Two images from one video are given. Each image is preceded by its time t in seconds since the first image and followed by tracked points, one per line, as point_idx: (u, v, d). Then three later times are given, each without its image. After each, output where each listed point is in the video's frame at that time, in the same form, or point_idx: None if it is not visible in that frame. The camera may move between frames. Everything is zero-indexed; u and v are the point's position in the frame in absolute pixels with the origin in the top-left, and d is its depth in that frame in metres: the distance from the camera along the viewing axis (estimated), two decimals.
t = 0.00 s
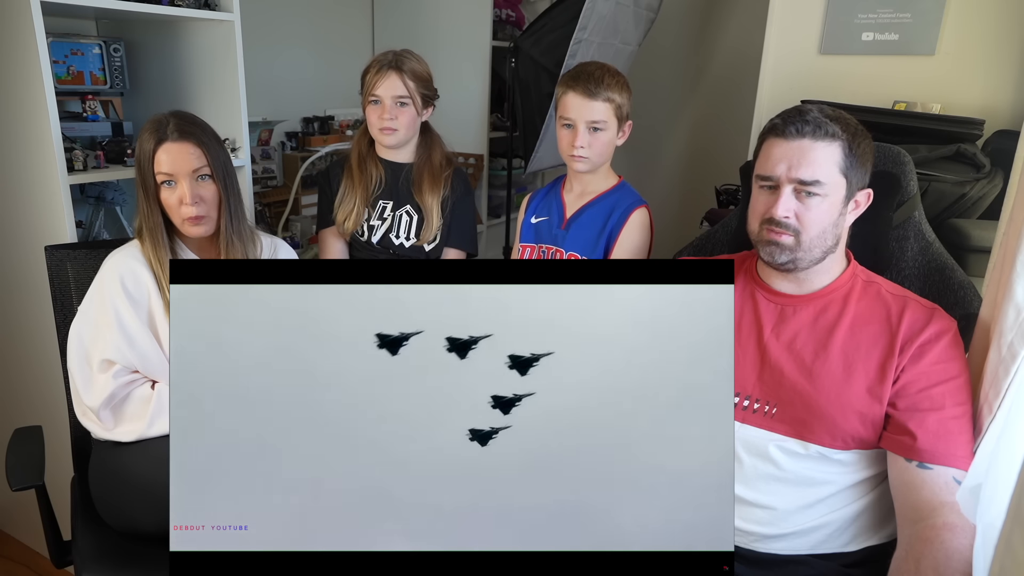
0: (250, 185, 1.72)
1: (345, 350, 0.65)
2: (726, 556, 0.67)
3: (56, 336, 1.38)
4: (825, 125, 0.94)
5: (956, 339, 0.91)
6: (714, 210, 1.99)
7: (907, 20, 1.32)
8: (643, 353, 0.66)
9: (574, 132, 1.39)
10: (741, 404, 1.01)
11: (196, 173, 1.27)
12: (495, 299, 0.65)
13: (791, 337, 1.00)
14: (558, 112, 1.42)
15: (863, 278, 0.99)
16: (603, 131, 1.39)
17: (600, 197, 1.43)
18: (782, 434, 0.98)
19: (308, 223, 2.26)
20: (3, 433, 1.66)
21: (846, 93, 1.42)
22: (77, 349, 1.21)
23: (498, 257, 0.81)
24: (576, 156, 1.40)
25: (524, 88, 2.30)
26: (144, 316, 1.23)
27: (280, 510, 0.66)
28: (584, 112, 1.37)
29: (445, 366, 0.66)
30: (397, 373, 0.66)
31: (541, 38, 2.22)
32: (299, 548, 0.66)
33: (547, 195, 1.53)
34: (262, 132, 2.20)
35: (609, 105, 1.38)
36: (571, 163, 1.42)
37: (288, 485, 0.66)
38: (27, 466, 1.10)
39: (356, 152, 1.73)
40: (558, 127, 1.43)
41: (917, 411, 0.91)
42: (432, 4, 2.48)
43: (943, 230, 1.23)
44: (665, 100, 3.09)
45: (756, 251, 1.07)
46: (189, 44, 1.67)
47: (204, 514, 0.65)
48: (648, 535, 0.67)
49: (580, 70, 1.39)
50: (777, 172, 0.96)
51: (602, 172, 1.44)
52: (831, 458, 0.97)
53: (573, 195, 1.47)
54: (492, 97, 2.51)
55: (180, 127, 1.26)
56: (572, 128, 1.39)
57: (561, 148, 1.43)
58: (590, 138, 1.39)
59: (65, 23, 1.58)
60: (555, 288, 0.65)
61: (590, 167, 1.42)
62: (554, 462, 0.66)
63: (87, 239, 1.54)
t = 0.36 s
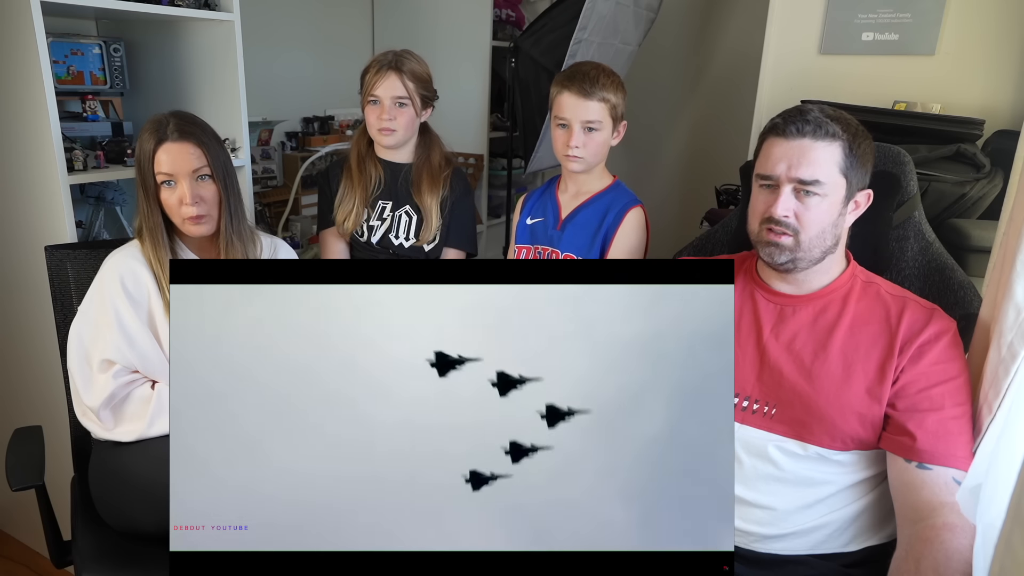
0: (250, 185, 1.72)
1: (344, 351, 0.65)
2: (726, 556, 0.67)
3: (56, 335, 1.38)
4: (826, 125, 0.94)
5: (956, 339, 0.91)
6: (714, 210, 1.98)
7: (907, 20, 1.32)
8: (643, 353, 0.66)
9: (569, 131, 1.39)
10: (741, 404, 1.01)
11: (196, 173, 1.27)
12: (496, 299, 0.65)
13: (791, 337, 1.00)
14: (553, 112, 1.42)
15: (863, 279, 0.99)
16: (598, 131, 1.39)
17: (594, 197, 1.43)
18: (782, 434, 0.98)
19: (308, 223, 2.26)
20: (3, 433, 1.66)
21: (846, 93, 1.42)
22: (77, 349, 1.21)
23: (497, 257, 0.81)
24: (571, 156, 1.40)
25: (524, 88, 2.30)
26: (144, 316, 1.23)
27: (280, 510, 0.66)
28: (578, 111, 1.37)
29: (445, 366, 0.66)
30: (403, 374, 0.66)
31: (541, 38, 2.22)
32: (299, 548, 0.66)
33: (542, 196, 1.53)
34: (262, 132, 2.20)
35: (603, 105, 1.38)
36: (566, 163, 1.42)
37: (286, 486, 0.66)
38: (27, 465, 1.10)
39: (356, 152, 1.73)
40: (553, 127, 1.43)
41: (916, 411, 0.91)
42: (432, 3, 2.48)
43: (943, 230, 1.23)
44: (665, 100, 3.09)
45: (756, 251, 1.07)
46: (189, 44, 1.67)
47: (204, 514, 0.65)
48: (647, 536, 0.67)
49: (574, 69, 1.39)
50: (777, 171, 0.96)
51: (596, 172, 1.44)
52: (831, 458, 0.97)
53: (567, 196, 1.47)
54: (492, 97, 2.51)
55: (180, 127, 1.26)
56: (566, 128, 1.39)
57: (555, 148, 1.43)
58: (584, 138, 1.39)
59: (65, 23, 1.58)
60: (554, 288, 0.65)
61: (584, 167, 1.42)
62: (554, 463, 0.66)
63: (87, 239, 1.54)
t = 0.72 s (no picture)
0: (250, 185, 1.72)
1: (338, 352, 0.64)
2: (726, 556, 0.66)
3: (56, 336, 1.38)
4: (825, 126, 0.94)
5: (956, 339, 0.91)
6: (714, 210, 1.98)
7: (907, 20, 1.33)
8: (644, 351, 0.65)
9: (566, 131, 1.39)
10: (741, 404, 1.01)
11: (196, 173, 1.27)
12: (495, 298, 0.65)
13: (790, 337, 1.00)
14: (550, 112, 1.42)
15: (863, 279, 0.99)
16: (595, 131, 1.39)
17: (591, 197, 1.43)
18: (781, 434, 0.98)
19: (308, 223, 2.26)
20: (3, 433, 1.66)
21: (846, 92, 1.42)
22: (77, 349, 1.21)
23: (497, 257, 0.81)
24: (568, 156, 1.40)
25: (524, 88, 2.30)
26: (144, 316, 1.23)
27: (279, 509, 0.65)
28: (575, 111, 1.37)
29: (444, 365, 0.64)
30: (397, 376, 0.64)
31: (541, 38, 2.22)
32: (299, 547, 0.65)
33: (540, 196, 1.53)
34: (262, 132, 2.20)
35: (601, 105, 1.38)
36: (563, 163, 1.41)
37: (285, 486, 0.65)
38: (27, 466, 1.10)
39: (356, 152, 1.73)
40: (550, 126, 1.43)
41: (916, 411, 0.91)
42: (432, 3, 2.48)
43: (943, 230, 1.23)
44: (665, 100, 3.09)
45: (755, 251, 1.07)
46: (189, 44, 1.67)
47: (206, 513, 0.64)
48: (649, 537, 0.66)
49: (572, 69, 1.40)
50: (776, 172, 0.96)
51: (593, 172, 1.44)
52: (831, 458, 0.97)
53: (565, 196, 1.47)
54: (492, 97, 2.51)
55: (180, 127, 1.26)
56: (563, 128, 1.39)
57: (553, 147, 1.43)
58: (581, 138, 1.39)
59: (65, 23, 1.58)
60: (551, 289, 0.64)
61: (581, 167, 1.42)
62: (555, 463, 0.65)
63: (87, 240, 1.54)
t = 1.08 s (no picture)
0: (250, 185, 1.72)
1: (343, 350, 0.65)
2: (726, 556, 0.67)
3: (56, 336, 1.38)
4: (825, 126, 0.94)
5: (956, 339, 0.91)
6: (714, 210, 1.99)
7: (907, 20, 1.32)
8: (644, 352, 0.66)
9: (565, 131, 1.39)
10: (741, 403, 1.01)
11: (196, 173, 1.27)
12: (497, 299, 0.65)
13: (791, 336, 1.00)
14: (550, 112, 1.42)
15: (863, 278, 0.99)
16: (594, 131, 1.39)
17: (591, 197, 1.43)
18: (782, 434, 0.98)
19: (308, 223, 2.26)
20: (3, 433, 1.66)
21: (846, 92, 1.42)
22: (77, 350, 1.21)
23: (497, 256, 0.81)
24: (567, 156, 1.40)
25: (524, 88, 2.30)
26: (144, 317, 1.23)
27: (280, 508, 0.66)
28: (575, 111, 1.37)
29: (445, 364, 0.65)
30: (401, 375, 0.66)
31: (541, 38, 2.22)
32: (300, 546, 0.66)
33: (539, 196, 1.53)
34: (262, 132, 2.19)
35: (600, 105, 1.38)
36: (562, 163, 1.41)
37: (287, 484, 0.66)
38: (27, 466, 1.10)
39: (356, 151, 1.73)
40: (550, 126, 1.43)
41: (917, 410, 0.90)
42: (432, 3, 2.48)
43: (943, 230, 1.23)
44: (665, 100, 3.09)
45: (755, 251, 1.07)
46: (189, 44, 1.67)
47: (203, 514, 0.65)
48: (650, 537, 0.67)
49: (572, 69, 1.39)
50: (776, 172, 0.96)
51: (593, 172, 1.44)
52: (831, 458, 0.97)
53: (564, 196, 1.47)
54: (492, 97, 2.51)
55: (180, 127, 1.26)
56: (563, 128, 1.39)
57: (552, 147, 1.43)
58: (581, 138, 1.39)
59: (65, 23, 1.58)
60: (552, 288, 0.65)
61: (581, 167, 1.41)
62: (554, 461, 0.66)
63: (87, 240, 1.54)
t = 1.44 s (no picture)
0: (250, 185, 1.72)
1: (343, 351, 0.65)
2: (726, 556, 0.67)
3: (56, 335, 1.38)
4: (825, 126, 0.94)
5: (956, 338, 0.91)
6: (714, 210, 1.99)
7: (907, 20, 1.32)
8: (645, 353, 0.66)
9: (566, 131, 1.39)
10: (741, 403, 1.01)
11: (197, 173, 1.27)
12: (498, 300, 0.66)
13: (790, 336, 1.00)
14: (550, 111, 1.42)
15: (863, 278, 0.99)
16: (594, 131, 1.39)
17: (591, 197, 1.43)
18: (782, 434, 0.98)
19: (308, 223, 2.26)
20: (3, 433, 1.66)
21: (846, 92, 1.42)
22: (77, 350, 1.21)
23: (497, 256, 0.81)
24: (567, 156, 1.40)
25: (524, 88, 2.30)
26: (144, 317, 1.22)
27: (280, 510, 0.66)
28: (575, 111, 1.37)
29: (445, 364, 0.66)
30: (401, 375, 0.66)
31: (541, 38, 2.22)
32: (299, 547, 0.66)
33: (538, 196, 1.53)
34: (262, 132, 2.20)
35: (600, 104, 1.38)
36: (562, 163, 1.41)
37: (287, 485, 0.66)
38: (27, 465, 1.10)
39: (356, 152, 1.73)
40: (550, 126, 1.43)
41: (916, 411, 0.90)
42: (432, 3, 2.48)
43: (943, 230, 1.23)
44: (665, 100, 3.09)
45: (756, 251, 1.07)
46: (189, 44, 1.67)
47: (202, 514, 0.65)
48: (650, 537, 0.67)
49: (573, 69, 1.40)
50: (776, 172, 0.96)
51: (592, 172, 1.44)
52: (831, 458, 0.97)
53: (564, 196, 1.47)
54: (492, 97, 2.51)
55: (180, 127, 1.26)
56: (563, 128, 1.39)
57: (552, 147, 1.43)
58: (581, 138, 1.39)
59: (65, 23, 1.58)
60: (552, 288, 0.65)
61: (580, 167, 1.41)
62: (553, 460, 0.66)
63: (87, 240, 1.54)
